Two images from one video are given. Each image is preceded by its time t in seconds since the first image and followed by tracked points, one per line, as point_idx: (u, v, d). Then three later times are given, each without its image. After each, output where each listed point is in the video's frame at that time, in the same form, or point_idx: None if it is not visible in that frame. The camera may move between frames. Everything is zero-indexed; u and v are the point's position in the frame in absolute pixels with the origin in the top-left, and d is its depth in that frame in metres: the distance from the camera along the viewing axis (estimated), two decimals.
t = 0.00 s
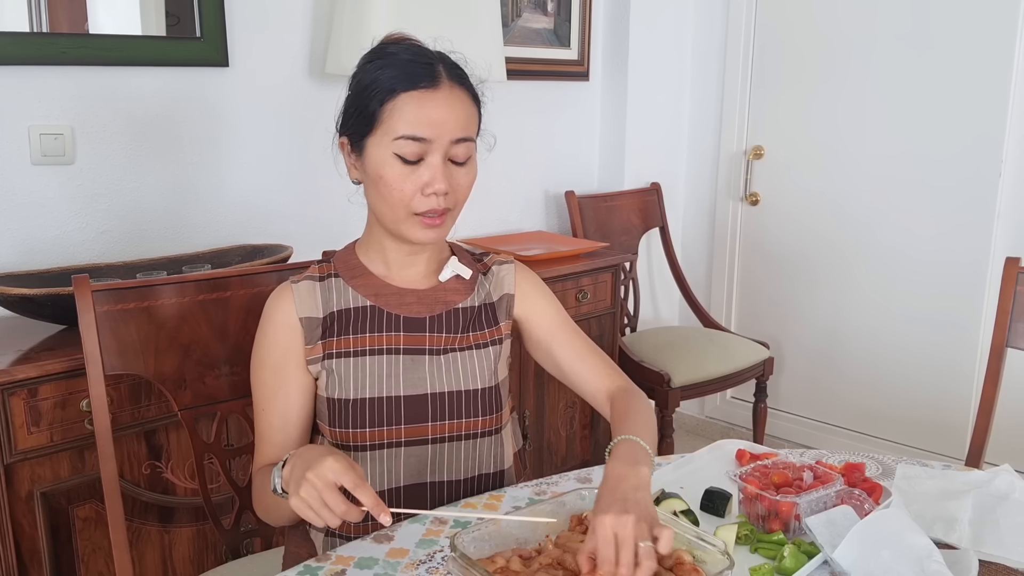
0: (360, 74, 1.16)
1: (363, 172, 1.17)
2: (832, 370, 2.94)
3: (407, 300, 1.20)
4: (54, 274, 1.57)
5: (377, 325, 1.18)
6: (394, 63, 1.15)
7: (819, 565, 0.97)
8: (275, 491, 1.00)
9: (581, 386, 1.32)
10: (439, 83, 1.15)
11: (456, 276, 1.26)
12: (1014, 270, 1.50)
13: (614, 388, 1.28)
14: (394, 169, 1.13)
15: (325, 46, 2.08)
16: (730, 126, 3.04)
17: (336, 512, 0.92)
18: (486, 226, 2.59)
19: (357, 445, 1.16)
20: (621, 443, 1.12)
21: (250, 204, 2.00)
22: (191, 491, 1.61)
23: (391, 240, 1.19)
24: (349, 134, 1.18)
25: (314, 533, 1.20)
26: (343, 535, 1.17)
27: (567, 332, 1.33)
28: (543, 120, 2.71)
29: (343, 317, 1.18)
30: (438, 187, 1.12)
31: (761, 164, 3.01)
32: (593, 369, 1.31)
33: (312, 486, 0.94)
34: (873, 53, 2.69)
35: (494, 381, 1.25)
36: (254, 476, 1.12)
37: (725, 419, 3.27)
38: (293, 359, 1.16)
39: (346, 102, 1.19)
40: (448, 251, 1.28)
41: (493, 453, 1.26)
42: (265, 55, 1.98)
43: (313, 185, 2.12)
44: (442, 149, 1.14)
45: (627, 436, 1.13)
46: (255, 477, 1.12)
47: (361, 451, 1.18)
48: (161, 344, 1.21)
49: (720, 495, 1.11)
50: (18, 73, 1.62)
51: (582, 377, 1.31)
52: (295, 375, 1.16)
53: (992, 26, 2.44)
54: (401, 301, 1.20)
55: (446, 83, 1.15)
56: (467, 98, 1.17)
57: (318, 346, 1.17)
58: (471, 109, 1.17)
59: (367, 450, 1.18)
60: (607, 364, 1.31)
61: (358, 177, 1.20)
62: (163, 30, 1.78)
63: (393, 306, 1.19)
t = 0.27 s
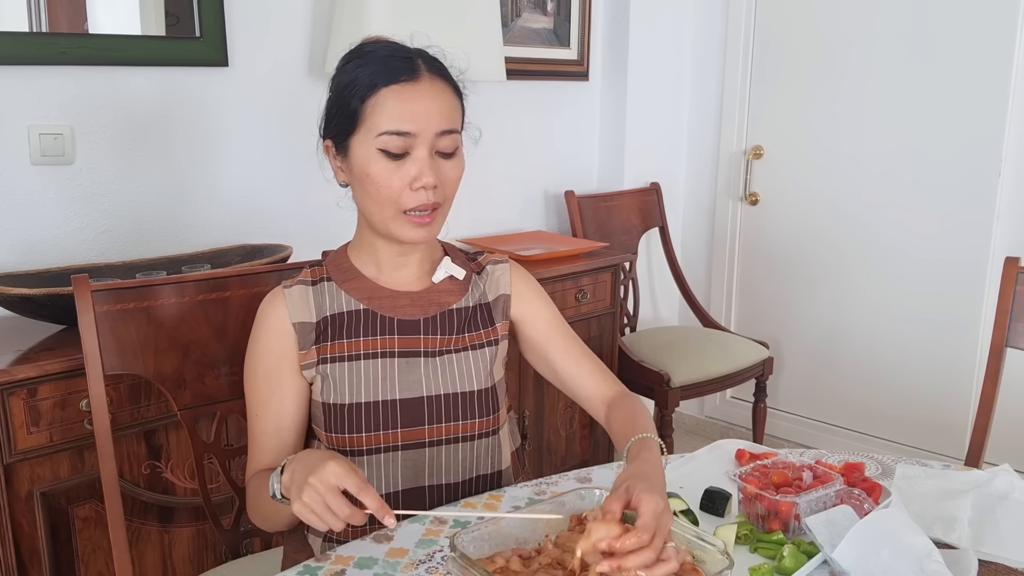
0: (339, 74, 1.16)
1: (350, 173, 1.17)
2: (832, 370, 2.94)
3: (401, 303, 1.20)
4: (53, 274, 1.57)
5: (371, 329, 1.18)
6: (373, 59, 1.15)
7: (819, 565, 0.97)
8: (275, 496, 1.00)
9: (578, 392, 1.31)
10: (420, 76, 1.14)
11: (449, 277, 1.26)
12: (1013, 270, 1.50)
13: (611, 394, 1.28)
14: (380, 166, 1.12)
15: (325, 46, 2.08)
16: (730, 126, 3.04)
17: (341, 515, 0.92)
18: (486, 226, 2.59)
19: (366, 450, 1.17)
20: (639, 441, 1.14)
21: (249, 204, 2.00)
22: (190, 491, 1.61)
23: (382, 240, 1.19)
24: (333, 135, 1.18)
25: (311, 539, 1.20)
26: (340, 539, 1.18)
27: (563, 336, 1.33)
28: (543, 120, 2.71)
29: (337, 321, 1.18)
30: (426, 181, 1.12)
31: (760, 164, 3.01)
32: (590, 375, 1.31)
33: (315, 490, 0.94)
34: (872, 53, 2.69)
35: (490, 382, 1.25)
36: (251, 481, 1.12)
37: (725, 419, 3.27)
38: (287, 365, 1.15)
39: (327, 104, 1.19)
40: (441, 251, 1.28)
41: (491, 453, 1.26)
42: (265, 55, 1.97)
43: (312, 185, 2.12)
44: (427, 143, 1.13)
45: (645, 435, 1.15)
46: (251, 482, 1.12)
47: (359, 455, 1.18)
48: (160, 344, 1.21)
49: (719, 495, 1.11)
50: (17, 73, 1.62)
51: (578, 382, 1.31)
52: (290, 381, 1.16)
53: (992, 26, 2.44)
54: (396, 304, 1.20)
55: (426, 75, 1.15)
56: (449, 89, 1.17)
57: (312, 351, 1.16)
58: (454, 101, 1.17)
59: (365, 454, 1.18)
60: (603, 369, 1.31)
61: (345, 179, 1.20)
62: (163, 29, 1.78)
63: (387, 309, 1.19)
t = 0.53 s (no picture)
0: (321, 79, 1.16)
1: (338, 177, 1.17)
2: (831, 370, 2.94)
3: (396, 305, 1.20)
4: (52, 274, 1.57)
5: (366, 332, 1.18)
6: (354, 61, 1.15)
7: (818, 565, 0.97)
8: (282, 503, 0.99)
9: (568, 392, 1.32)
10: (403, 76, 1.14)
11: (442, 277, 1.25)
12: (1012, 270, 1.50)
13: (602, 394, 1.29)
14: (367, 169, 1.12)
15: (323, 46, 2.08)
16: (729, 126, 3.04)
17: (352, 519, 0.93)
18: (485, 226, 2.59)
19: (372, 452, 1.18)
20: (631, 435, 1.17)
21: (248, 204, 2.00)
22: (190, 491, 1.61)
23: (373, 243, 1.18)
24: (319, 140, 1.18)
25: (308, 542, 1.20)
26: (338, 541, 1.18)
27: (555, 336, 1.34)
28: (542, 120, 2.71)
29: (331, 326, 1.18)
30: (415, 182, 1.12)
31: (760, 163, 3.01)
32: (581, 376, 1.32)
33: (325, 495, 0.94)
34: (871, 53, 2.69)
35: (486, 382, 1.25)
36: (253, 487, 1.12)
37: (724, 418, 3.27)
38: (283, 370, 1.15)
39: (312, 109, 1.19)
40: (433, 251, 1.28)
41: (489, 452, 1.26)
42: (263, 55, 1.97)
43: (312, 185, 2.12)
44: (414, 143, 1.13)
45: (636, 430, 1.19)
46: (253, 489, 1.12)
47: (358, 459, 1.18)
48: (160, 344, 1.21)
49: (719, 495, 1.11)
50: (16, 73, 1.61)
51: (569, 383, 1.32)
52: (288, 387, 1.16)
53: (991, 26, 2.44)
54: (390, 306, 1.20)
55: (409, 75, 1.15)
56: (433, 88, 1.17)
57: (307, 355, 1.16)
58: (439, 101, 1.17)
59: (363, 457, 1.18)
60: (593, 369, 1.33)
61: (333, 183, 1.20)
62: (162, 29, 1.78)
63: (382, 312, 1.19)
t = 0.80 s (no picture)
0: (314, 80, 1.16)
1: (332, 178, 1.17)
2: (831, 369, 2.94)
3: (392, 306, 1.20)
4: (52, 273, 1.57)
5: (363, 333, 1.18)
6: (347, 62, 1.14)
7: (818, 565, 0.98)
8: (285, 502, 0.99)
9: (563, 392, 1.33)
10: (396, 76, 1.14)
11: (439, 277, 1.25)
12: (1011, 269, 1.50)
13: (597, 394, 1.30)
14: (361, 170, 1.12)
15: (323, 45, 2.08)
16: (729, 126, 3.04)
17: (356, 513, 0.93)
18: (484, 226, 2.59)
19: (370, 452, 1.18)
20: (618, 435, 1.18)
21: (248, 203, 2.00)
22: (189, 491, 1.61)
23: (368, 243, 1.18)
24: (313, 142, 1.17)
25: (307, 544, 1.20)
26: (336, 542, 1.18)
27: (551, 336, 1.34)
28: (542, 120, 2.71)
29: (328, 327, 1.18)
30: (409, 182, 1.12)
31: (759, 163, 3.01)
32: (575, 377, 1.32)
33: (327, 490, 0.94)
34: (870, 53, 2.69)
35: (483, 382, 1.25)
36: (254, 490, 1.12)
37: (724, 418, 3.27)
38: (281, 370, 1.15)
39: (305, 111, 1.19)
40: (429, 252, 1.28)
41: (487, 452, 1.26)
42: (263, 55, 1.97)
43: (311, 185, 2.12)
44: (408, 143, 1.13)
45: (625, 430, 1.19)
46: (254, 492, 1.12)
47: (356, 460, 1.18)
48: (160, 344, 1.21)
49: (718, 495, 1.11)
50: (16, 73, 1.61)
51: (564, 384, 1.32)
52: (285, 389, 1.16)
53: (991, 26, 2.44)
54: (387, 307, 1.20)
55: (403, 75, 1.15)
56: (426, 88, 1.16)
57: (304, 356, 1.16)
58: (433, 100, 1.17)
59: (361, 458, 1.18)
60: (588, 371, 1.33)
61: (328, 184, 1.20)
62: (161, 29, 1.78)
63: (378, 312, 1.19)
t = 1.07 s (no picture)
0: (316, 78, 1.16)
1: (334, 177, 1.17)
2: (830, 369, 2.95)
3: (393, 306, 1.20)
4: (51, 274, 1.57)
5: (364, 333, 1.18)
6: (348, 61, 1.14)
7: (818, 564, 0.98)
8: (286, 499, 0.99)
9: (560, 393, 1.33)
10: (397, 75, 1.14)
11: (440, 277, 1.25)
12: (1011, 269, 1.50)
13: (594, 395, 1.30)
14: (362, 168, 1.12)
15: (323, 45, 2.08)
16: (728, 126, 3.04)
17: (359, 510, 0.93)
18: (484, 226, 2.59)
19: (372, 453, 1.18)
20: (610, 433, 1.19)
21: (248, 203, 2.00)
22: (189, 491, 1.61)
23: (368, 242, 1.18)
24: (315, 140, 1.17)
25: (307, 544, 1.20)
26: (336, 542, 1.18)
27: (551, 338, 1.34)
28: (541, 120, 2.71)
29: (329, 327, 1.17)
30: (410, 181, 1.12)
31: (759, 163, 3.01)
32: (574, 378, 1.32)
33: (331, 486, 0.94)
34: (870, 52, 2.69)
35: (484, 382, 1.25)
36: (256, 489, 1.13)
37: (724, 418, 3.27)
38: (282, 370, 1.15)
39: (307, 110, 1.19)
40: (430, 253, 1.28)
41: (487, 452, 1.26)
42: (263, 55, 1.97)
43: (311, 185, 2.12)
44: (409, 142, 1.13)
45: (615, 429, 1.20)
46: (256, 492, 1.12)
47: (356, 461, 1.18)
48: (159, 344, 1.21)
49: (718, 494, 1.11)
50: (16, 72, 1.61)
51: (562, 385, 1.32)
52: (286, 389, 1.16)
53: (990, 25, 2.44)
54: (388, 308, 1.20)
55: (405, 74, 1.15)
56: (428, 87, 1.17)
57: (306, 357, 1.16)
58: (435, 100, 1.17)
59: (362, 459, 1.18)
60: (586, 372, 1.33)
61: (329, 183, 1.20)
62: (161, 29, 1.78)
63: (379, 312, 1.19)
